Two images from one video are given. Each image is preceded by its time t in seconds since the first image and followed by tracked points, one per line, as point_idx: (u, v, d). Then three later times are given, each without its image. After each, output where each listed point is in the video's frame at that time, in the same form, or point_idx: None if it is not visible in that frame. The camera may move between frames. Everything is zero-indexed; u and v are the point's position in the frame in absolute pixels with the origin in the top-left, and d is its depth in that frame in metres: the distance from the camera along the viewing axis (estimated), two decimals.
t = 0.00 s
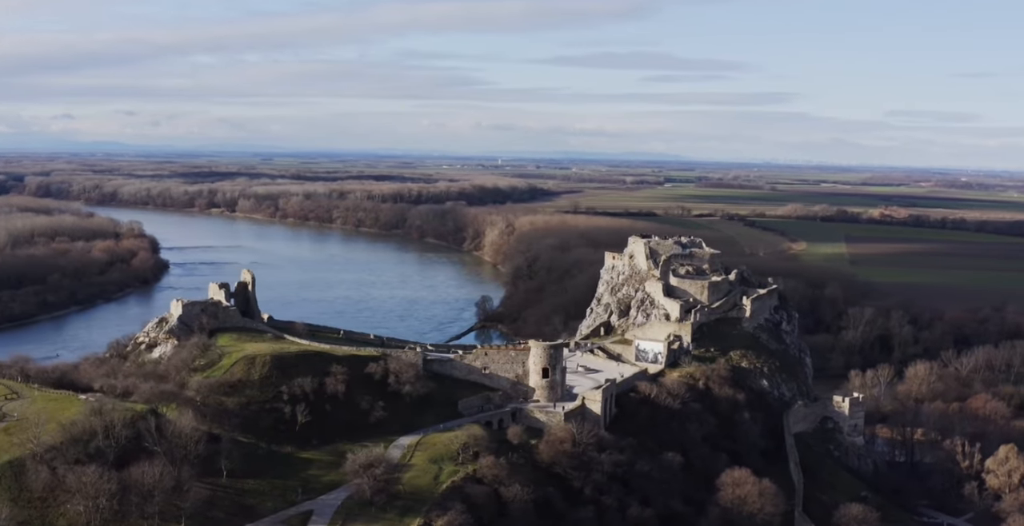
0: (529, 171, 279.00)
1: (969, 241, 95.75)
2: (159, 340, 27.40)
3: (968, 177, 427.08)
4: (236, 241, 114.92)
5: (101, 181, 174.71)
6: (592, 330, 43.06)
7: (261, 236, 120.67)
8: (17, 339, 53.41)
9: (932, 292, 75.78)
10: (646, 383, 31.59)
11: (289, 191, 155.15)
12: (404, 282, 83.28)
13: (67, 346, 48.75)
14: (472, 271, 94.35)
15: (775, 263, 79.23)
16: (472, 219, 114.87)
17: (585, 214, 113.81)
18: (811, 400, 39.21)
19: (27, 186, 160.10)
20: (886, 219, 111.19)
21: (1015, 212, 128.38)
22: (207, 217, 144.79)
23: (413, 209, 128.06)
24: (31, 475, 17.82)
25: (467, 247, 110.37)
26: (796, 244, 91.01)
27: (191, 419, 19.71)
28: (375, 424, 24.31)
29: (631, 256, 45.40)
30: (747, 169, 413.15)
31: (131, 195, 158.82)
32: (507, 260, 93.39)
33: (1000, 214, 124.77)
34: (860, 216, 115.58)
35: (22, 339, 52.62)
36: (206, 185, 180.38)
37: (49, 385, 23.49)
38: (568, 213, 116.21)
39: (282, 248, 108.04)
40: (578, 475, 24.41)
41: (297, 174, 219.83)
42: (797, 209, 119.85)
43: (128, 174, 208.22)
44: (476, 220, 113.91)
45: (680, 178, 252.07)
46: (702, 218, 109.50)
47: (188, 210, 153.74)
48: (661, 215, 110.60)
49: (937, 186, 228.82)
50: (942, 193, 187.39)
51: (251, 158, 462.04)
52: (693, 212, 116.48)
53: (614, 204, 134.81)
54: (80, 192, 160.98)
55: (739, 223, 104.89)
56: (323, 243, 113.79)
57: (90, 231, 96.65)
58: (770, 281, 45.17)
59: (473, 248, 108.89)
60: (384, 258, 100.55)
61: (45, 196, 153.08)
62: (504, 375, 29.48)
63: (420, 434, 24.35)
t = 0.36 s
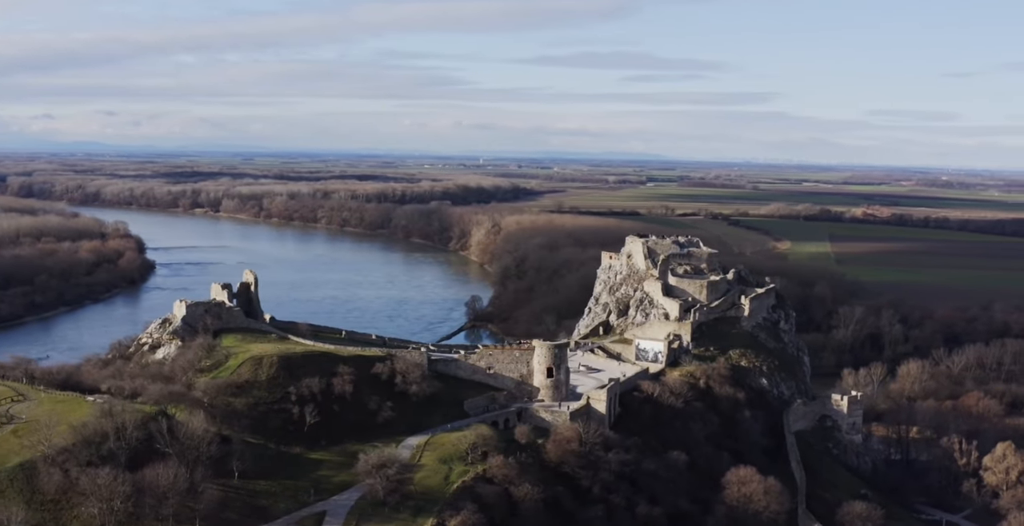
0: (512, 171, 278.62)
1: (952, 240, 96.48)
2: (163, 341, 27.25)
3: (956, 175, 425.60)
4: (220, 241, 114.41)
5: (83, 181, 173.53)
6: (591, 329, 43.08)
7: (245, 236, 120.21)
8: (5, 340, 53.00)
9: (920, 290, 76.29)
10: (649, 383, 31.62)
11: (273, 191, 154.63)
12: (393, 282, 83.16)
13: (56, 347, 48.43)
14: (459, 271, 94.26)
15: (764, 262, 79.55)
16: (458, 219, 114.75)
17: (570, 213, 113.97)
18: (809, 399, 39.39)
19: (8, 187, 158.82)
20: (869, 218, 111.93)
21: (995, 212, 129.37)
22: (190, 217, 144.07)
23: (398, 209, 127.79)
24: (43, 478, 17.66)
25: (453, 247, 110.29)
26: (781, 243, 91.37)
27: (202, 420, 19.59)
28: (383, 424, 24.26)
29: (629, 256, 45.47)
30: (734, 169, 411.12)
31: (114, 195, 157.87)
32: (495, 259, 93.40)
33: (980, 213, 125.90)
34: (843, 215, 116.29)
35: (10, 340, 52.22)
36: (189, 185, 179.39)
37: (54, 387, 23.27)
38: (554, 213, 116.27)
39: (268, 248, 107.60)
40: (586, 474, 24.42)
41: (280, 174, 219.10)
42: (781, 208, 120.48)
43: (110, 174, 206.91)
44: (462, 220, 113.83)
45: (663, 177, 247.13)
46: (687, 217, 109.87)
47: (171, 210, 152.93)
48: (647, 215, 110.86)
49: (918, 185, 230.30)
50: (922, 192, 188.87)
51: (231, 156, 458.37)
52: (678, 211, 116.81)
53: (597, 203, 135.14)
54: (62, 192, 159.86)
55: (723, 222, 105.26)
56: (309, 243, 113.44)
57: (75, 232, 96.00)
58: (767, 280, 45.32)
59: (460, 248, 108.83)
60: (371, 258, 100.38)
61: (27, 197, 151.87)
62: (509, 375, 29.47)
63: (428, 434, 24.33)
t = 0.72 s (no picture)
0: (494, 170, 278.22)
1: (932, 239, 97.24)
2: (164, 342, 27.11)
3: (938, 173, 423.72)
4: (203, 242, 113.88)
5: (64, 182, 172.24)
6: (587, 329, 43.12)
7: (228, 236, 119.74)
8: None
9: (906, 289, 76.83)
10: (650, 381, 31.69)
11: (255, 191, 154.01)
12: (379, 282, 83.06)
13: (42, 347, 48.07)
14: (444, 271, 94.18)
15: (751, 261, 79.87)
16: (442, 219, 114.67)
17: (554, 213, 114.09)
18: (806, 397, 39.60)
19: None
20: (851, 217, 112.73)
21: (974, 211, 130.46)
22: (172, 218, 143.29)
23: (382, 209, 127.52)
24: (54, 480, 17.55)
25: (437, 246, 110.22)
26: (765, 242, 91.77)
27: (212, 422, 19.51)
28: (388, 424, 24.21)
29: (625, 255, 45.55)
30: (715, 169, 410.88)
31: (95, 196, 156.75)
32: (480, 259, 93.42)
33: (959, 212, 127.03)
34: (824, 213, 117.04)
35: None
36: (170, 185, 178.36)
37: (58, 389, 23.08)
38: (538, 212, 116.34)
39: (252, 248, 107.17)
40: (591, 473, 24.48)
41: (262, 174, 218.18)
42: (762, 208, 121.09)
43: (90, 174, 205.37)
44: (446, 220, 113.76)
45: (644, 177, 242.62)
46: (669, 216, 110.30)
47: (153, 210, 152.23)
48: (629, 214, 111.18)
49: (897, 184, 231.90)
50: (902, 191, 190.29)
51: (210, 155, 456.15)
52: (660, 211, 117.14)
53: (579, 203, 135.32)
54: (41, 192, 158.62)
55: (705, 221, 105.65)
56: (292, 243, 113.08)
57: (57, 232, 95.32)
58: (763, 279, 45.55)
59: (444, 247, 108.81)
60: (355, 258, 100.19)
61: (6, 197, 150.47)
62: (511, 374, 29.45)
63: (434, 434, 24.31)
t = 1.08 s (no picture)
0: (478, 169, 277.82)
1: (916, 238, 97.84)
2: (166, 342, 26.96)
3: (920, 172, 426.12)
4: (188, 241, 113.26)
5: (47, 181, 170.92)
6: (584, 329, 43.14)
7: (212, 236, 119.16)
8: None
9: (894, 287, 77.24)
10: (650, 380, 31.74)
11: (239, 191, 153.31)
12: (368, 282, 82.88)
13: (30, 348, 47.71)
14: (431, 271, 94.04)
15: (740, 260, 80.08)
16: (427, 219, 114.49)
17: (540, 212, 114.08)
18: (802, 396, 39.77)
19: None
20: (834, 217, 113.29)
21: (956, 210, 131.31)
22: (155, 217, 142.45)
23: (367, 209, 127.17)
24: (64, 482, 17.43)
25: (422, 246, 110.06)
26: (750, 241, 92.03)
27: (222, 422, 19.42)
28: (394, 424, 24.17)
29: (622, 255, 45.65)
30: (698, 168, 411.71)
31: (77, 196, 155.59)
32: (467, 259, 93.35)
33: (941, 211, 127.84)
34: (808, 213, 117.56)
35: None
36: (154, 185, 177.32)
37: (62, 389, 22.94)
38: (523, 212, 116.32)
39: (238, 248, 106.68)
40: (597, 473, 24.54)
41: (246, 174, 217.14)
42: (746, 207, 121.48)
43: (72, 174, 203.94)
44: (432, 219, 113.61)
45: (626, 177, 239.31)
46: (653, 215, 110.53)
47: (136, 210, 151.37)
48: (613, 214, 111.37)
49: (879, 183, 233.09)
50: (885, 190, 191.32)
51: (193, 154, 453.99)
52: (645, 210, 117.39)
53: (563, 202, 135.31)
54: (23, 191, 157.32)
55: (690, 220, 105.83)
56: (277, 243, 112.58)
57: (42, 232, 94.55)
58: (759, 279, 45.72)
59: (430, 247, 108.66)
60: (342, 258, 99.94)
61: None
62: (514, 374, 29.47)
63: (440, 434, 24.28)
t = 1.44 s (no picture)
0: (460, 169, 277.26)
1: (897, 237, 98.58)
2: (168, 343, 26.84)
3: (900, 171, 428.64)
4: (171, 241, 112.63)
5: (27, 181, 169.43)
6: (580, 329, 43.20)
7: (194, 236, 118.57)
8: None
9: (880, 286, 77.80)
10: (651, 380, 31.82)
11: (221, 191, 152.63)
12: (353, 282, 82.72)
13: (17, 349, 47.32)
14: (416, 271, 93.89)
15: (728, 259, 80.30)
16: (411, 219, 114.36)
17: (524, 212, 114.21)
18: (799, 395, 39.98)
19: None
20: (815, 216, 114.09)
21: (934, 209, 132.35)
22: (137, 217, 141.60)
23: (350, 208, 126.87)
24: (76, 485, 17.33)
25: (407, 246, 109.96)
26: (733, 240, 92.40)
27: (231, 424, 19.35)
28: (399, 424, 24.16)
29: (617, 255, 45.75)
30: (679, 167, 412.79)
31: (57, 196, 154.31)
32: (453, 259, 93.35)
33: (919, 210, 128.96)
34: (789, 212, 118.33)
35: None
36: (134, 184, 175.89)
37: (67, 391, 22.81)
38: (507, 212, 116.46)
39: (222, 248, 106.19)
40: (602, 472, 24.61)
41: (227, 174, 216.05)
42: (728, 206, 122.16)
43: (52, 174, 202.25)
44: (416, 219, 113.51)
45: (606, 177, 236.22)
46: (635, 215, 110.98)
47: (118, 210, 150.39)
48: (595, 213, 111.77)
49: (859, 183, 234.52)
50: (864, 189, 192.77)
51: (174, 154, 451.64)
52: (627, 210, 117.81)
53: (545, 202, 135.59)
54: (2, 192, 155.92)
55: (672, 220, 106.15)
56: (261, 243, 112.15)
57: (24, 232, 93.72)
58: (753, 278, 45.98)
59: (415, 247, 108.59)
60: (326, 258, 99.65)
61: None
62: (516, 374, 29.51)
63: (446, 434, 24.30)
